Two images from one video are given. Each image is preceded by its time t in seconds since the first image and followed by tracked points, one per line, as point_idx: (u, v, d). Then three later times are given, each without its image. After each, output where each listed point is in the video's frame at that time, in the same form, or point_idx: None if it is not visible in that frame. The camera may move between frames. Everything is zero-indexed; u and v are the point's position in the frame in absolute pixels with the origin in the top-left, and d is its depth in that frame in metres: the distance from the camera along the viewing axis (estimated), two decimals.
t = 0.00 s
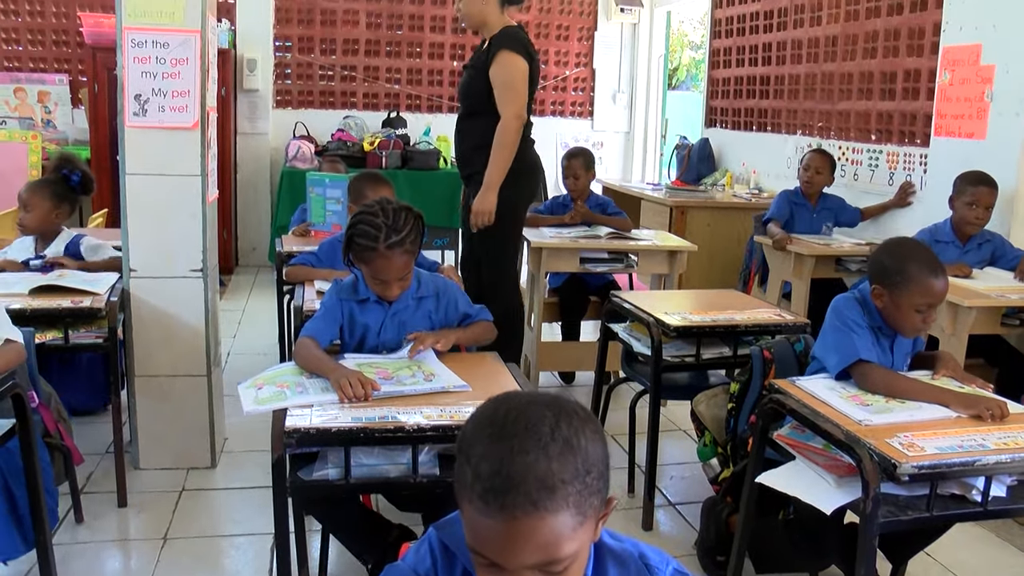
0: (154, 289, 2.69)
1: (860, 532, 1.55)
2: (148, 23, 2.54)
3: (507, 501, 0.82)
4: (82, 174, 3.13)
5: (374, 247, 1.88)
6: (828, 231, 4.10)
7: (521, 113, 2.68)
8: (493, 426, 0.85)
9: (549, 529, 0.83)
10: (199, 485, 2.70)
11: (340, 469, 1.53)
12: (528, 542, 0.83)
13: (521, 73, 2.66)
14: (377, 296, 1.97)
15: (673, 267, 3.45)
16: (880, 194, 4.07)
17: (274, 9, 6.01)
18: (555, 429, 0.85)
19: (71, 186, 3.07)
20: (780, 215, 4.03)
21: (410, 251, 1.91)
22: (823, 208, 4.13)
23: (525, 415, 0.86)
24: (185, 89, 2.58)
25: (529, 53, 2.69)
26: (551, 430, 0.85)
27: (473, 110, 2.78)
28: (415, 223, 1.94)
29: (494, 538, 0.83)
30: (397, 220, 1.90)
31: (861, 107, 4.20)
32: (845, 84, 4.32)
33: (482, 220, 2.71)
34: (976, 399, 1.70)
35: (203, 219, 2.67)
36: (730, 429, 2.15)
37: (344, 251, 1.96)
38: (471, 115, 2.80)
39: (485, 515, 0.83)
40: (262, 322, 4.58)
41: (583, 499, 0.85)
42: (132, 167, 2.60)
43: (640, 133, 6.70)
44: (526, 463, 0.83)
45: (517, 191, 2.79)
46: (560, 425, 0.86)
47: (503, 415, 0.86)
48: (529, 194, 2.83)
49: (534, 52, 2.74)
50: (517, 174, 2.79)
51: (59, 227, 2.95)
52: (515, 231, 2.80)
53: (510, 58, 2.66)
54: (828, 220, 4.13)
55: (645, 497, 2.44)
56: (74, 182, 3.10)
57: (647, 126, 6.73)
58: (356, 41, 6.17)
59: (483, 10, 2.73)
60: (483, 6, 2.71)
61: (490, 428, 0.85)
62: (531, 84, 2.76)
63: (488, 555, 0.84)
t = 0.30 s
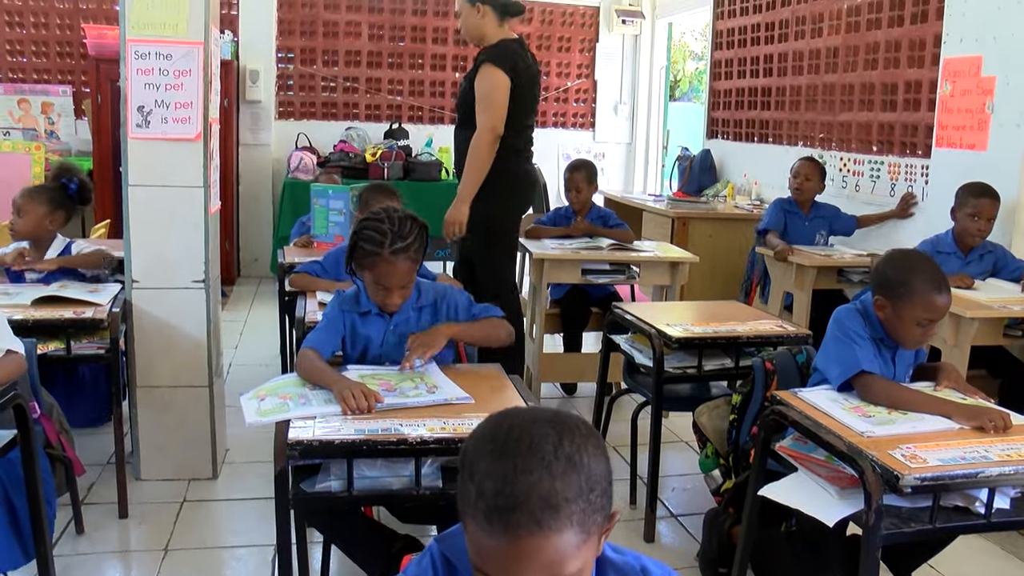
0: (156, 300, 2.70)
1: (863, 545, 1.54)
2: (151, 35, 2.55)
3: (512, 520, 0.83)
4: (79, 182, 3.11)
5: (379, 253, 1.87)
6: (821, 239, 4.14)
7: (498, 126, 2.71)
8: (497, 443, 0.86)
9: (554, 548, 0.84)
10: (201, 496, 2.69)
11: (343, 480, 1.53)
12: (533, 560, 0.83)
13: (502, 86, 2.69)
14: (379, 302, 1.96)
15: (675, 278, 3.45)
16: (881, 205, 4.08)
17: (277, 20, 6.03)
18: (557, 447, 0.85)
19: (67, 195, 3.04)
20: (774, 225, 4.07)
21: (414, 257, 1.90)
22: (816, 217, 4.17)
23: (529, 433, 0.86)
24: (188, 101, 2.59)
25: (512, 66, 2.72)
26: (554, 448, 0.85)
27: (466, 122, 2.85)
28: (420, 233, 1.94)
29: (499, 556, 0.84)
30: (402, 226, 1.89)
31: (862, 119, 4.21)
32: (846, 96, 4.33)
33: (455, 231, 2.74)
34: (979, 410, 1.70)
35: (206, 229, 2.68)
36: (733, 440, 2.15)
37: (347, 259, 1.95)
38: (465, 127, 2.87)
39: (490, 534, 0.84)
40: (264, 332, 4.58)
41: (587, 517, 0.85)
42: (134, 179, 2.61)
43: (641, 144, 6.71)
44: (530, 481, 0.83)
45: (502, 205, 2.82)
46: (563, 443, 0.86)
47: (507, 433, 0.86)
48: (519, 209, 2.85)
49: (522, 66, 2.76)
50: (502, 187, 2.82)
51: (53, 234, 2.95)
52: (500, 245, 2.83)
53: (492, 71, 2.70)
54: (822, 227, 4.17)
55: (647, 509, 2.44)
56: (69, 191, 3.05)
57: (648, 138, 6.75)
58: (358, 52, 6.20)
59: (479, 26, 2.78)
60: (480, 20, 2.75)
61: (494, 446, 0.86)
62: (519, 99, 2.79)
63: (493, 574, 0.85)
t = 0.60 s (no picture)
0: (158, 305, 2.70)
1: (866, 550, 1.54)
2: (154, 41, 2.56)
3: (513, 527, 0.83)
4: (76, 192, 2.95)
5: (391, 219, 1.92)
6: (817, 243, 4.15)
7: (481, 133, 2.91)
8: (496, 450, 0.86)
9: (555, 554, 0.84)
10: (202, 502, 2.69)
11: (345, 486, 1.53)
12: (534, 567, 0.83)
13: (485, 94, 2.89)
14: (382, 286, 1.94)
15: (677, 284, 3.45)
16: (883, 210, 4.08)
17: (279, 26, 6.04)
18: (557, 454, 0.85)
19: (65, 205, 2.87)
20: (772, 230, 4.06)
21: (424, 229, 1.95)
22: (812, 220, 4.17)
23: (528, 439, 0.86)
24: (190, 107, 2.60)
25: (496, 75, 2.91)
26: (554, 454, 0.85)
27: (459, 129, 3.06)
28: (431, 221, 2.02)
29: (501, 562, 0.85)
30: (414, 204, 1.98)
31: (864, 124, 4.21)
32: (847, 101, 4.34)
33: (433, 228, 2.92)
34: (982, 416, 1.70)
35: (208, 234, 2.68)
36: (735, 445, 2.14)
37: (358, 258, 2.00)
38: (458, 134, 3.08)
39: (491, 540, 0.84)
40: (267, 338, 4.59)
41: (588, 522, 0.85)
42: (136, 185, 2.61)
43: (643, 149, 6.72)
44: (530, 488, 0.83)
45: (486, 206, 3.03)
46: (564, 449, 0.86)
47: (507, 439, 0.86)
48: (503, 212, 3.05)
49: (509, 76, 2.95)
50: (487, 189, 3.03)
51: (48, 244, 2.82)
52: (483, 244, 3.03)
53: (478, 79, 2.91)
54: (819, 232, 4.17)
55: (649, 514, 2.44)
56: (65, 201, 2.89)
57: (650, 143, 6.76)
58: (360, 57, 6.21)
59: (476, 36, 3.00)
60: (476, 30, 2.96)
61: (494, 452, 0.86)
62: (506, 107, 2.98)
63: None
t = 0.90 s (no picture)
0: (185, 309, 2.73)
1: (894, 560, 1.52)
2: (182, 47, 2.59)
3: (534, 537, 0.83)
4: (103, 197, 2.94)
5: (422, 216, 1.95)
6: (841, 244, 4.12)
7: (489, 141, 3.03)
8: (518, 460, 0.86)
9: (576, 565, 0.83)
10: (227, 504, 2.72)
11: (370, 490, 1.54)
12: None
13: (497, 103, 3.01)
14: (414, 284, 1.94)
15: (701, 290, 3.43)
16: (909, 217, 4.04)
17: (305, 32, 6.09)
18: (579, 463, 0.85)
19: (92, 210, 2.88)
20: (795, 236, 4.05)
21: (456, 227, 1.97)
22: (837, 222, 4.13)
23: (550, 448, 0.86)
24: (217, 112, 2.63)
25: (506, 85, 3.02)
26: (576, 464, 0.85)
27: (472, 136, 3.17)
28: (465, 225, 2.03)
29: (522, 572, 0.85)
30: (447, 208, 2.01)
31: (890, 130, 4.17)
32: (873, 106, 4.30)
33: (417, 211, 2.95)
34: (1012, 426, 1.68)
35: (235, 238, 2.71)
36: (759, 452, 2.13)
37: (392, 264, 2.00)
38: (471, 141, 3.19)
39: (512, 551, 0.84)
40: (292, 342, 4.62)
41: (610, 533, 0.85)
42: (163, 189, 2.65)
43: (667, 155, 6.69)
44: (551, 498, 0.84)
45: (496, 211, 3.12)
46: (585, 459, 0.86)
47: (529, 449, 0.86)
48: (513, 216, 3.13)
49: (520, 85, 3.06)
50: (497, 194, 3.12)
51: (79, 249, 2.84)
52: (493, 248, 3.12)
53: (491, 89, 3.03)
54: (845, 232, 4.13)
55: (673, 521, 2.43)
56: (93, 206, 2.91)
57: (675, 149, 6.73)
58: (385, 63, 6.24)
59: (492, 47, 3.10)
60: (491, 41, 3.07)
61: (515, 462, 0.86)
62: (516, 115, 3.08)
63: None
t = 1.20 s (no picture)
0: (192, 312, 2.74)
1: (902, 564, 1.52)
2: (190, 51, 2.60)
3: (539, 545, 0.83)
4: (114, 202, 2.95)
5: (436, 228, 1.94)
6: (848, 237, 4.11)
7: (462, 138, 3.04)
8: (522, 467, 0.86)
9: (580, 571, 0.84)
10: (234, 507, 2.72)
11: (376, 493, 1.54)
12: None
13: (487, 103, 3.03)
14: (427, 293, 1.94)
15: (709, 293, 3.43)
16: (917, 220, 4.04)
17: (312, 35, 6.11)
18: (583, 470, 0.85)
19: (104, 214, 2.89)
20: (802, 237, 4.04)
21: (468, 240, 1.95)
22: (844, 216, 4.12)
23: (554, 455, 0.86)
24: (224, 115, 2.64)
25: (500, 86, 3.05)
26: (580, 471, 0.85)
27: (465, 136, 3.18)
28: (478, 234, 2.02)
29: None
30: (459, 217, 2.00)
31: (898, 133, 4.16)
32: (881, 109, 4.29)
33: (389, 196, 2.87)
34: (1021, 431, 1.67)
35: (242, 241, 2.71)
36: (766, 456, 2.13)
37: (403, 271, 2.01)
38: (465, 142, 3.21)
39: (518, 558, 0.84)
40: (299, 344, 4.63)
41: (615, 539, 0.85)
42: (170, 192, 2.65)
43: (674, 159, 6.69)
44: (556, 506, 0.84)
45: (492, 211, 3.14)
46: (589, 466, 0.86)
47: (532, 456, 0.86)
48: (510, 215, 3.16)
49: (512, 86, 3.07)
50: (494, 194, 3.14)
51: (90, 252, 2.86)
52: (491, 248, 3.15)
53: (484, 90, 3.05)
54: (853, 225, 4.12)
55: (679, 524, 2.42)
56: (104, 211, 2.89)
57: (681, 152, 6.73)
58: (392, 67, 6.25)
59: (489, 51, 3.14)
60: (489, 45, 3.10)
61: (520, 469, 0.86)
62: (511, 115, 3.10)
63: None
